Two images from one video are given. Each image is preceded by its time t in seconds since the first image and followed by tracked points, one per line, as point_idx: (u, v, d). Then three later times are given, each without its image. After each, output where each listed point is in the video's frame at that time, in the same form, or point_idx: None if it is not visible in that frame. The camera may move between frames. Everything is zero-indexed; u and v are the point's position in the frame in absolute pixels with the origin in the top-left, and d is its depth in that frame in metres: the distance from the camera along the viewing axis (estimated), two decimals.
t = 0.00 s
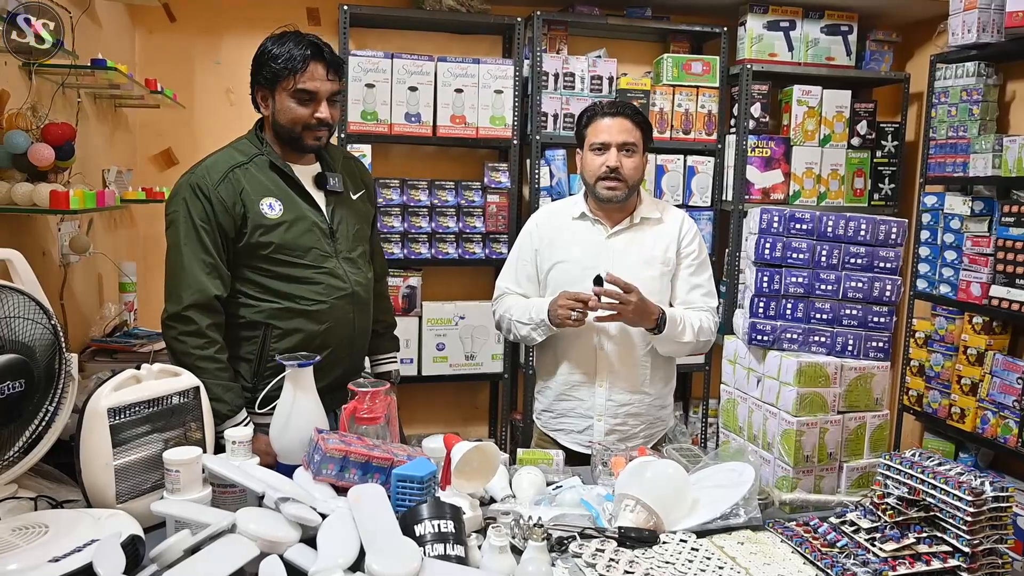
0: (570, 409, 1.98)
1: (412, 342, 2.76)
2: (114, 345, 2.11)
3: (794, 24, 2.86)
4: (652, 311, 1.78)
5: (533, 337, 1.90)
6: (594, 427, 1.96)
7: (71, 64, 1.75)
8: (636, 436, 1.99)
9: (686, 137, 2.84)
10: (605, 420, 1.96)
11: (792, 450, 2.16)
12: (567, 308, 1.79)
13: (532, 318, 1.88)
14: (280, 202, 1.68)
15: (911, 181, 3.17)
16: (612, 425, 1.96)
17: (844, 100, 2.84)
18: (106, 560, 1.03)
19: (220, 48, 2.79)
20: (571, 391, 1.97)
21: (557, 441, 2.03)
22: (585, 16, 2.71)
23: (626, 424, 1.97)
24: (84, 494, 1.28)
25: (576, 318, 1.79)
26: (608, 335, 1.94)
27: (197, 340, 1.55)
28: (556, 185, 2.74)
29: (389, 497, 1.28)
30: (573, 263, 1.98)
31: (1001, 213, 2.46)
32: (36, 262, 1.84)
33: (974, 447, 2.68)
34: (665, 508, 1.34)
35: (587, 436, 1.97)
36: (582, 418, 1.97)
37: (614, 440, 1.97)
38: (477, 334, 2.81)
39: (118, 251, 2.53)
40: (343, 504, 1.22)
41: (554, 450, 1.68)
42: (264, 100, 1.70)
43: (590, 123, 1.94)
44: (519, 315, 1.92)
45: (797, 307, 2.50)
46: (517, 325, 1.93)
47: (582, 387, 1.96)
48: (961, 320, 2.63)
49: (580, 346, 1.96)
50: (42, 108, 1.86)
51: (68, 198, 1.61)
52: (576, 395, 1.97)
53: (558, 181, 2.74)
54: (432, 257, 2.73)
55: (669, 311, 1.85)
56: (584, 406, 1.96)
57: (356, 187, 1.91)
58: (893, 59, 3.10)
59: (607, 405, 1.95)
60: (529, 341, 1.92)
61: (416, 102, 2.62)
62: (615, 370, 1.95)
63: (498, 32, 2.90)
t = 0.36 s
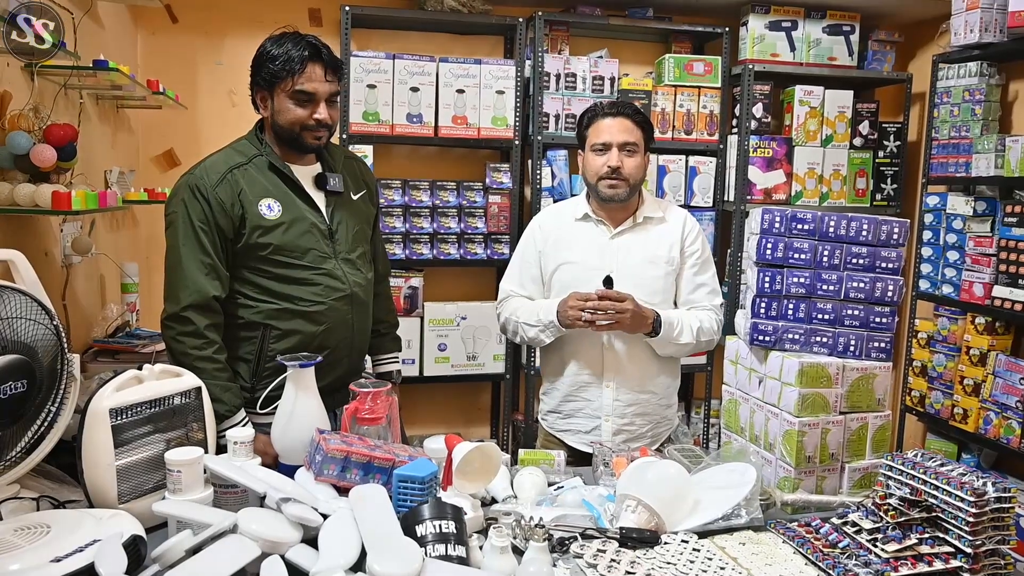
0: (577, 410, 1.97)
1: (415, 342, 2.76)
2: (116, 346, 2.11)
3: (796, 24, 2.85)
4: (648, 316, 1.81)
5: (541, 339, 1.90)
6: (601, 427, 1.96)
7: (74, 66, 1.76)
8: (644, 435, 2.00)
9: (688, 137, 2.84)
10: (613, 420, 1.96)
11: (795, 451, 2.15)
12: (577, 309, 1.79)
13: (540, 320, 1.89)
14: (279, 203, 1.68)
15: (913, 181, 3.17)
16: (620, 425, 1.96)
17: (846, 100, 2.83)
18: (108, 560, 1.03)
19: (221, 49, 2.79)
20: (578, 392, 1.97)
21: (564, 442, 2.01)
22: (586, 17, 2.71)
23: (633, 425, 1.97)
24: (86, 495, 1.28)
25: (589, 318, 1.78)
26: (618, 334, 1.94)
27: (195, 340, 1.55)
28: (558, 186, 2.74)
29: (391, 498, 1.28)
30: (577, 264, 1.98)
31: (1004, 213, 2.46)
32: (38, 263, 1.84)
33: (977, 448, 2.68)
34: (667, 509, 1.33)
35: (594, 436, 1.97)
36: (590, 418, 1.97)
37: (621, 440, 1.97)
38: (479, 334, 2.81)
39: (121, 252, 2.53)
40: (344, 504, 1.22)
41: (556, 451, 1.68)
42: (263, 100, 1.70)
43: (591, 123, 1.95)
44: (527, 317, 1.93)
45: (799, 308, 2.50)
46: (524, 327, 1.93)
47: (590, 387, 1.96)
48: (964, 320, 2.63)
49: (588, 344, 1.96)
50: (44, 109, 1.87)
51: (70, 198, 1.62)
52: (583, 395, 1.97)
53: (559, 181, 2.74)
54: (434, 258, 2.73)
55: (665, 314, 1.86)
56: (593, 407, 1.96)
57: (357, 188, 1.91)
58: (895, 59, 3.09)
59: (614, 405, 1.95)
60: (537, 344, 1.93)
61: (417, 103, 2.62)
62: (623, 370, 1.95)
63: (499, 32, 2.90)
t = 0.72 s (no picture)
0: (579, 411, 1.98)
1: (417, 343, 2.76)
2: (118, 346, 2.12)
3: (799, 25, 2.85)
4: (651, 309, 1.79)
5: (542, 336, 1.90)
6: (605, 428, 1.96)
7: (77, 67, 1.76)
8: (647, 437, 1.99)
9: (690, 138, 2.84)
10: (617, 421, 1.95)
11: (796, 452, 2.14)
12: (577, 304, 1.78)
13: (542, 316, 1.89)
14: (285, 202, 1.68)
15: (916, 182, 3.16)
16: (623, 426, 1.96)
17: (849, 101, 2.83)
18: (109, 561, 1.03)
19: (225, 51, 2.79)
20: (582, 393, 1.97)
21: (567, 443, 2.01)
22: (588, 18, 2.71)
23: (636, 426, 1.97)
24: (88, 496, 1.28)
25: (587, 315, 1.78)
26: (624, 336, 1.94)
27: (198, 338, 1.55)
28: (560, 187, 2.74)
29: (392, 499, 1.28)
30: (581, 265, 1.98)
31: (1006, 215, 2.46)
32: (41, 264, 1.85)
33: (980, 449, 2.67)
34: (668, 511, 1.33)
35: (597, 437, 1.96)
36: (593, 420, 1.97)
37: (624, 441, 1.97)
38: (481, 335, 2.81)
39: (124, 252, 2.53)
40: (346, 505, 1.22)
41: (558, 453, 1.68)
42: (269, 100, 1.70)
43: (590, 127, 1.95)
44: (530, 314, 1.92)
45: (801, 309, 2.49)
46: (526, 324, 1.93)
47: (593, 389, 1.96)
48: (967, 322, 2.63)
49: (592, 344, 1.96)
50: (48, 109, 1.87)
51: (73, 199, 1.62)
52: (586, 396, 1.97)
53: (561, 182, 2.75)
54: (436, 259, 2.73)
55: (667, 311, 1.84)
56: (596, 408, 1.96)
57: (361, 187, 1.91)
58: (898, 60, 3.09)
59: (617, 407, 1.95)
60: (538, 341, 1.92)
61: (420, 104, 2.62)
62: (627, 371, 1.95)
63: (502, 33, 2.90)
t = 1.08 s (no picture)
0: (583, 413, 1.98)
1: (419, 344, 2.76)
2: (121, 347, 2.12)
3: (802, 26, 2.85)
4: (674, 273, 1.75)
5: (533, 307, 1.86)
6: (609, 428, 1.96)
7: (81, 67, 1.77)
8: (652, 438, 1.99)
9: (693, 139, 2.84)
10: (621, 422, 1.95)
11: (800, 452, 2.14)
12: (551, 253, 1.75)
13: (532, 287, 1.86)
14: (294, 196, 1.69)
15: (919, 183, 3.15)
16: (627, 427, 1.96)
17: (851, 102, 2.83)
18: (112, 561, 1.03)
19: (228, 51, 2.80)
20: (585, 394, 1.97)
21: (570, 444, 2.01)
22: (590, 18, 2.70)
23: (640, 427, 1.97)
24: (91, 496, 1.28)
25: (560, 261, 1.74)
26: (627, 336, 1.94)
27: (220, 324, 1.55)
28: (562, 187, 2.74)
29: (395, 500, 1.28)
30: (583, 267, 1.98)
31: (1010, 216, 2.45)
32: (44, 264, 1.85)
33: (983, 451, 2.67)
34: (670, 512, 1.33)
35: (600, 438, 1.96)
36: (596, 421, 1.97)
37: (629, 442, 1.97)
38: (484, 336, 2.81)
39: (127, 252, 2.54)
40: (349, 505, 1.22)
41: (561, 453, 1.68)
42: (276, 98, 1.71)
43: (586, 131, 1.94)
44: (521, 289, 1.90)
45: (805, 309, 2.49)
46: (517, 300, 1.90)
47: (596, 390, 1.96)
48: (970, 323, 2.62)
49: (594, 342, 1.96)
50: (52, 109, 1.88)
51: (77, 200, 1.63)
52: (590, 397, 1.97)
53: (564, 182, 2.74)
54: (439, 260, 2.74)
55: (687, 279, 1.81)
56: (599, 409, 1.96)
57: (367, 185, 1.90)
58: (901, 61, 3.09)
59: (621, 408, 1.95)
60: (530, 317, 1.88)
61: (422, 104, 2.62)
62: (630, 372, 1.95)
63: (504, 34, 2.90)
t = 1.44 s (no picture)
0: (585, 415, 1.98)
1: (421, 344, 2.76)
2: (123, 346, 2.13)
3: (803, 28, 2.86)
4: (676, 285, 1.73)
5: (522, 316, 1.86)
6: (610, 432, 1.96)
7: (84, 68, 1.77)
8: (653, 440, 1.99)
9: (695, 140, 2.84)
10: (622, 426, 1.96)
11: (802, 454, 2.15)
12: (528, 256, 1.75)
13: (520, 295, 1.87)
14: (299, 194, 1.70)
15: (920, 184, 3.16)
16: (629, 430, 1.96)
17: (853, 104, 2.84)
18: (115, 562, 1.04)
19: (231, 51, 2.80)
20: (587, 397, 1.97)
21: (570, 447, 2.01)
22: (592, 19, 2.71)
23: (641, 429, 1.97)
24: (94, 496, 1.28)
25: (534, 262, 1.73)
26: (629, 339, 1.95)
27: (230, 326, 1.56)
28: (564, 188, 2.74)
29: (398, 500, 1.28)
30: (580, 273, 1.98)
31: (1011, 218, 2.45)
32: (47, 264, 1.86)
33: (984, 452, 2.67)
34: (673, 512, 1.33)
35: (602, 441, 1.97)
36: (597, 424, 1.97)
37: (630, 445, 1.97)
38: (486, 337, 2.82)
39: (128, 253, 2.54)
40: (352, 506, 1.22)
41: (563, 454, 1.68)
42: (279, 96, 1.72)
43: (576, 137, 1.94)
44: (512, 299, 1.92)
45: (806, 311, 2.49)
46: (509, 310, 1.91)
47: (597, 391, 1.96)
48: (971, 325, 2.63)
49: (596, 345, 1.96)
50: (54, 109, 1.88)
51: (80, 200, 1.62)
52: (591, 400, 1.97)
53: (565, 184, 2.74)
54: (441, 260, 2.74)
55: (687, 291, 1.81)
56: (600, 412, 1.97)
57: (371, 184, 1.91)
58: (902, 63, 3.10)
59: (622, 411, 1.96)
60: (521, 326, 1.88)
61: (425, 105, 2.63)
62: (631, 374, 1.95)
63: (506, 35, 2.91)
